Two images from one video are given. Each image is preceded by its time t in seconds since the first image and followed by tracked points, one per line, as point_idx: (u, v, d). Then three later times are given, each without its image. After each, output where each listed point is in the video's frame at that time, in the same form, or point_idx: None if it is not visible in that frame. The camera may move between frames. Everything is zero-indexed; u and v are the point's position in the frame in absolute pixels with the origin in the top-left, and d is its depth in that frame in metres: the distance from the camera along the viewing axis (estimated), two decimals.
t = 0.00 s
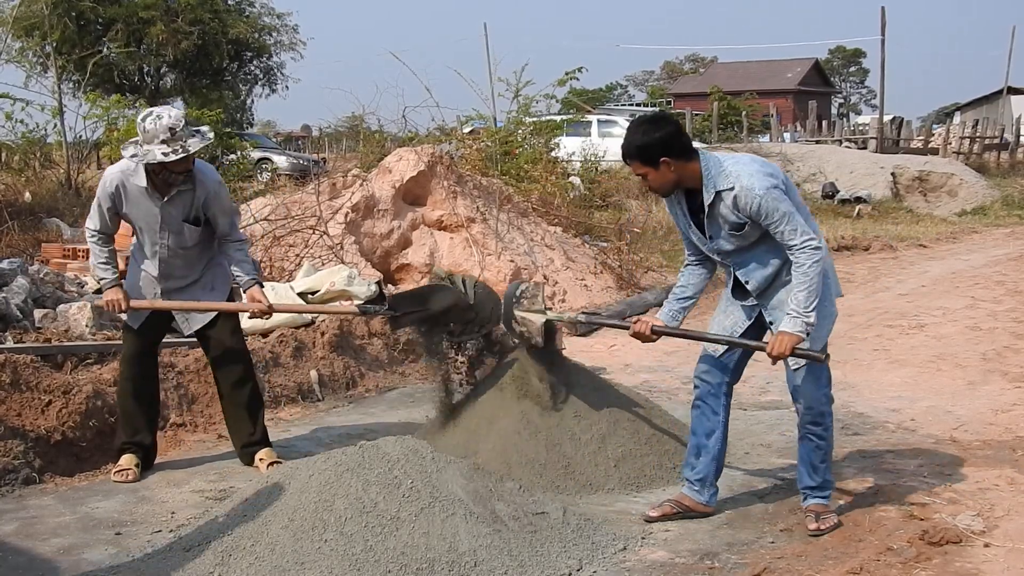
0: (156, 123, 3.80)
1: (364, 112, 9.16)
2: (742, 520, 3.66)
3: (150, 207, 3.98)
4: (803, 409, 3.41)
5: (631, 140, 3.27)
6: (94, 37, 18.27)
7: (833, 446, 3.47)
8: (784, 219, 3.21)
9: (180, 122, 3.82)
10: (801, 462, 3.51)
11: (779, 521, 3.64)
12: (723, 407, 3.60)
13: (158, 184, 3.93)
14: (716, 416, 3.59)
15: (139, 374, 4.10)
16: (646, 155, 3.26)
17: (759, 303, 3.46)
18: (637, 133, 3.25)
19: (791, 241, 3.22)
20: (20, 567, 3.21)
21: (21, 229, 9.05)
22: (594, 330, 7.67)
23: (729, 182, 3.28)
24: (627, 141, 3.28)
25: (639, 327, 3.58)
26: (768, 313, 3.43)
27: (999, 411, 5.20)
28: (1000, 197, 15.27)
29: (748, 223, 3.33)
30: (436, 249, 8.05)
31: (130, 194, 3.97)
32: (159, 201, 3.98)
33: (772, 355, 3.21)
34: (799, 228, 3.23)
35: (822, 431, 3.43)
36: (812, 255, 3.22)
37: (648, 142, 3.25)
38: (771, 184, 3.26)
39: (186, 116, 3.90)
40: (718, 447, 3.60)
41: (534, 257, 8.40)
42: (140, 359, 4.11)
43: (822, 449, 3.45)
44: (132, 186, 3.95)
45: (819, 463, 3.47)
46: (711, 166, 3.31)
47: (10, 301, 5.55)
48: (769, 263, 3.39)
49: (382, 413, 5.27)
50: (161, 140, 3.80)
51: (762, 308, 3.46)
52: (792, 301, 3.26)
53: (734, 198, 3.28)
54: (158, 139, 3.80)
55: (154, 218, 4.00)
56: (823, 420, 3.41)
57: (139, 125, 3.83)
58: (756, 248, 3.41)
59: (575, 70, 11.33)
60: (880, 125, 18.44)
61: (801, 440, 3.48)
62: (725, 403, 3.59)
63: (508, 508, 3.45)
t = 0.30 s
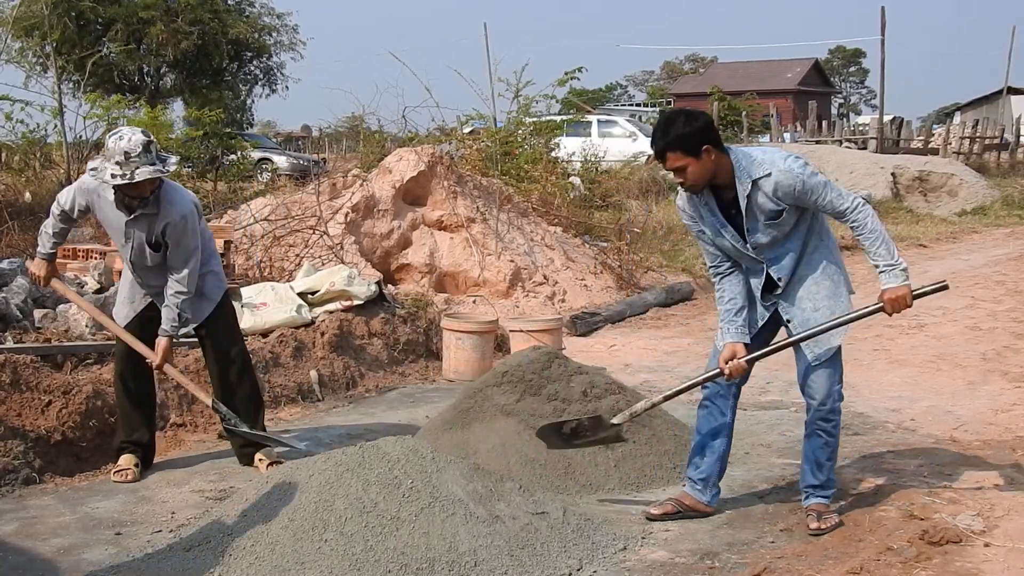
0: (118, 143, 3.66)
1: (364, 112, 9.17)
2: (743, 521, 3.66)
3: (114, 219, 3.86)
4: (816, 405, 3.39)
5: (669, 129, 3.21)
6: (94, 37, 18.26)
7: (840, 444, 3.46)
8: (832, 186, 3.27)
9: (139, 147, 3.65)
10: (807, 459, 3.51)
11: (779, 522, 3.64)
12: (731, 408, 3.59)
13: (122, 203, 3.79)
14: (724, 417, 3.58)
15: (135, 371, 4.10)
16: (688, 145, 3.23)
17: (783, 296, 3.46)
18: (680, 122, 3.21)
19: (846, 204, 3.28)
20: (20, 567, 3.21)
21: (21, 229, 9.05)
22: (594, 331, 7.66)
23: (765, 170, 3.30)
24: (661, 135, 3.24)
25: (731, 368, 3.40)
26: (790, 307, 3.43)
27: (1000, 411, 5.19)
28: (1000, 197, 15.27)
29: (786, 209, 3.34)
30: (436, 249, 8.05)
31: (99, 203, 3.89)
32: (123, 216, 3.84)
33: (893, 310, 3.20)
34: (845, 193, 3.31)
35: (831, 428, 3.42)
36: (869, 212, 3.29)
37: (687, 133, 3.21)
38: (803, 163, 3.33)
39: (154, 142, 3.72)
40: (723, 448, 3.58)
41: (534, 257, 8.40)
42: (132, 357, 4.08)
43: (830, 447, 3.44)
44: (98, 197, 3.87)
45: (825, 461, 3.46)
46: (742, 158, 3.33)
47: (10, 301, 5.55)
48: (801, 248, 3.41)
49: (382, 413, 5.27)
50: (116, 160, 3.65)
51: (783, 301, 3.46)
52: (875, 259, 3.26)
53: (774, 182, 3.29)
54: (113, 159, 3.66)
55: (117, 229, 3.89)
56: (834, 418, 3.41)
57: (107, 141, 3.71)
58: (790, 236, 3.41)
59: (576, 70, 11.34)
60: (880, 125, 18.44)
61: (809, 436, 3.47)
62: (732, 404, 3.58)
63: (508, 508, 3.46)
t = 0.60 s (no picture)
0: (140, 174, 3.59)
1: (364, 113, 9.19)
2: (743, 520, 3.66)
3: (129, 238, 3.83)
4: (806, 401, 3.39)
5: (654, 178, 3.12)
6: (94, 37, 18.26)
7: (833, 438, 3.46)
8: (812, 199, 3.27)
9: (162, 181, 3.58)
10: (801, 457, 3.50)
11: (779, 521, 3.64)
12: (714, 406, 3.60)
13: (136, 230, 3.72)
14: (707, 414, 3.58)
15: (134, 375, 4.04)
16: (673, 190, 3.13)
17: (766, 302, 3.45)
18: (663, 167, 3.13)
19: (829, 214, 3.27)
20: (20, 567, 3.21)
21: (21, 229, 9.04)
22: (594, 331, 7.67)
23: (745, 197, 3.25)
24: (646, 184, 3.14)
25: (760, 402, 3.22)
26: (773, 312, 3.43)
27: (999, 411, 5.20)
28: (1000, 197, 15.27)
29: (771, 229, 3.30)
30: (436, 248, 8.05)
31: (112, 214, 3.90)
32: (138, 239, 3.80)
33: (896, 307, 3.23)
34: (824, 202, 3.30)
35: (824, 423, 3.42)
36: (851, 218, 3.30)
37: (674, 177, 3.12)
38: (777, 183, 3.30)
39: (177, 176, 3.64)
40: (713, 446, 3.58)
41: (534, 257, 8.40)
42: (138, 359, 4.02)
43: (825, 442, 3.43)
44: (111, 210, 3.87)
45: (821, 456, 3.45)
46: (720, 188, 3.26)
47: (10, 301, 5.54)
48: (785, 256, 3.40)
49: (382, 413, 5.27)
50: (137, 191, 3.58)
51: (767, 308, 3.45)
52: (871, 257, 3.28)
53: (757, 207, 3.24)
54: (134, 190, 3.59)
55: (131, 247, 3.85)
56: (825, 412, 3.40)
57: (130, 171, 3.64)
58: (773, 251, 3.39)
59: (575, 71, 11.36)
60: (880, 125, 18.46)
61: (802, 433, 3.46)
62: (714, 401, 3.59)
63: (507, 508, 3.46)
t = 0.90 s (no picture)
0: (167, 169, 3.66)
1: (364, 113, 9.19)
2: (743, 520, 3.66)
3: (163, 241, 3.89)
4: (792, 402, 3.39)
5: (623, 173, 3.12)
6: (94, 37, 18.26)
7: (825, 435, 3.45)
8: (774, 231, 3.21)
9: (188, 176, 3.65)
10: (795, 456, 3.50)
11: (779, 521, 3.64)
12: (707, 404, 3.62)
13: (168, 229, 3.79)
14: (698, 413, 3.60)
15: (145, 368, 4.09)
16: (642, 187, 3.14)
17: (740, 302, 3.45)
18: (630, 164, 3.12)
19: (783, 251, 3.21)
20: (19, 567, 3.21)
21: (22, 229, 9.04)
22: (594, 330, 7.67)
23: (717, 201, 3.25)
24: (615, 177, 3.15)
25: (637, 409, 3.41)
26: (747, 312, 3.44)
27: (999, 411, 5.20)
28: (1000, 197, 15.26)
29: (737, 235, 3.29)
30: (436, 249, 8.05)
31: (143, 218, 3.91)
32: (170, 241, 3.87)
33: (803, 368, 3.23)
34: (787, 237, 3.23)
35: (813, 421, 3.41)
36: (806, 262, 3.21)
37: (641, 174, 3.13)
38: (754, 196, 3.26)
39: (203, 172, 3.72)
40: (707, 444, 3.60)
41: (534, 257, 8.40)
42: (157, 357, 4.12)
43: (815, 440, 3.42)
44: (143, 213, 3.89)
45: (814, 455, 3.45)
46: (693, 187, 3.26)
47: (10, 301, 5.55)
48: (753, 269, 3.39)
49: (382, 413, 5.27)
50: (163, 185, 3.64)
51: (740, 307, 3.46)
52: (800, 312, 3.23)
53: (723, 214, 3.24)
54: (160, 185, 3.65)
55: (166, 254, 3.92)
56: (813, 411, 3.40)
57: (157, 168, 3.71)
58: (743, 256, 3.38)
59: (575, 70, 11.37)
60: (880, 125, 18.46)
61: (793, 433, 3.46)
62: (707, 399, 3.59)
63: (507, 508, 3.45)
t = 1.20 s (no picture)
0: (187, 150, 3.69)
1: (364, 112, 9.18)
2: (743, 520, 3.66)
3: (180, 227, 3.91)
4: (797, 404, 3.39)
5: (614, 151, 3.22)
6: (94, 37, 18.26)
7: (834, 436, 3.45)
8: (777, 224, 3.20)
9: (211, 155, 3.69)
10: (807, 455, 3.50)
11: (779, 521, 3.64)
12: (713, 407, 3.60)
13: (189, 209, 3.85)
14: (705, 415, 3.59)
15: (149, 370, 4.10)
16: (633, 165, 3.21)
17: (741, 300, 3.46)
18: (622, 143, 3.21)
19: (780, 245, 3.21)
20: (19, 567, 3.21)
21: (21, 229, 9.05)
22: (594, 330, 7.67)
23: (720, 185, 3.26)
24: (612, 154, 3.24)
25: (614, 359, 3.51)
26: (750, 309, 3.43)
27: (999, 411, 5.20)
28: (1000, 197, 15.25)
29: (737, 225, 3.30)
30: (436, 249, 8.06)
31: (154, 203, 3.92)
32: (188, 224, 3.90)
33: (768, 357, 3.22)
34: (787, 232, 3.22)
35: (821, 423, 3.41)
36: (801, 260, 3.21)
37: (633, 154, 3.20)
38: (759, 186, 3.26)
39: (223, 151, 3.77)
40: (712, 446, 3.60)
41: (534, 256, 8.40)
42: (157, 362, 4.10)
43: (825, 441, 3.43)
44: (155, 196, 3.90)
45: (824, 455, 3.46)
46: (699, 170, 3.29)
47: (10, 301, 5.55)
48: (755, 265, 3.39)
49: (382, 413, 5.27)
50: (186, 168, 3.69)
51: (744, 305, 3.46)
52: (787, 308, 3.24)
53: (725, 200, 3.25)
54: (184, 167, 3.70)
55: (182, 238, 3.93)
56: (821, 413, 3.40)
57: (175, 150, 3.73)
58: (745, 249, 3.38)
59: (575, 70, 11.36)
60: (880, 125, 18.46)
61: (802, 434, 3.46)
62: (712, 401, 3.59)
63: (507, 508, 3.45)
